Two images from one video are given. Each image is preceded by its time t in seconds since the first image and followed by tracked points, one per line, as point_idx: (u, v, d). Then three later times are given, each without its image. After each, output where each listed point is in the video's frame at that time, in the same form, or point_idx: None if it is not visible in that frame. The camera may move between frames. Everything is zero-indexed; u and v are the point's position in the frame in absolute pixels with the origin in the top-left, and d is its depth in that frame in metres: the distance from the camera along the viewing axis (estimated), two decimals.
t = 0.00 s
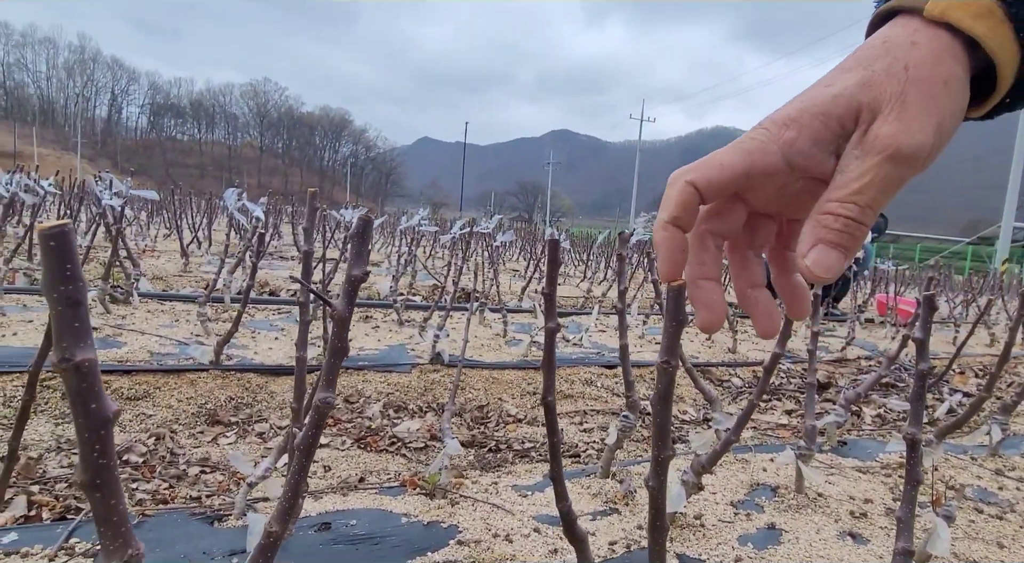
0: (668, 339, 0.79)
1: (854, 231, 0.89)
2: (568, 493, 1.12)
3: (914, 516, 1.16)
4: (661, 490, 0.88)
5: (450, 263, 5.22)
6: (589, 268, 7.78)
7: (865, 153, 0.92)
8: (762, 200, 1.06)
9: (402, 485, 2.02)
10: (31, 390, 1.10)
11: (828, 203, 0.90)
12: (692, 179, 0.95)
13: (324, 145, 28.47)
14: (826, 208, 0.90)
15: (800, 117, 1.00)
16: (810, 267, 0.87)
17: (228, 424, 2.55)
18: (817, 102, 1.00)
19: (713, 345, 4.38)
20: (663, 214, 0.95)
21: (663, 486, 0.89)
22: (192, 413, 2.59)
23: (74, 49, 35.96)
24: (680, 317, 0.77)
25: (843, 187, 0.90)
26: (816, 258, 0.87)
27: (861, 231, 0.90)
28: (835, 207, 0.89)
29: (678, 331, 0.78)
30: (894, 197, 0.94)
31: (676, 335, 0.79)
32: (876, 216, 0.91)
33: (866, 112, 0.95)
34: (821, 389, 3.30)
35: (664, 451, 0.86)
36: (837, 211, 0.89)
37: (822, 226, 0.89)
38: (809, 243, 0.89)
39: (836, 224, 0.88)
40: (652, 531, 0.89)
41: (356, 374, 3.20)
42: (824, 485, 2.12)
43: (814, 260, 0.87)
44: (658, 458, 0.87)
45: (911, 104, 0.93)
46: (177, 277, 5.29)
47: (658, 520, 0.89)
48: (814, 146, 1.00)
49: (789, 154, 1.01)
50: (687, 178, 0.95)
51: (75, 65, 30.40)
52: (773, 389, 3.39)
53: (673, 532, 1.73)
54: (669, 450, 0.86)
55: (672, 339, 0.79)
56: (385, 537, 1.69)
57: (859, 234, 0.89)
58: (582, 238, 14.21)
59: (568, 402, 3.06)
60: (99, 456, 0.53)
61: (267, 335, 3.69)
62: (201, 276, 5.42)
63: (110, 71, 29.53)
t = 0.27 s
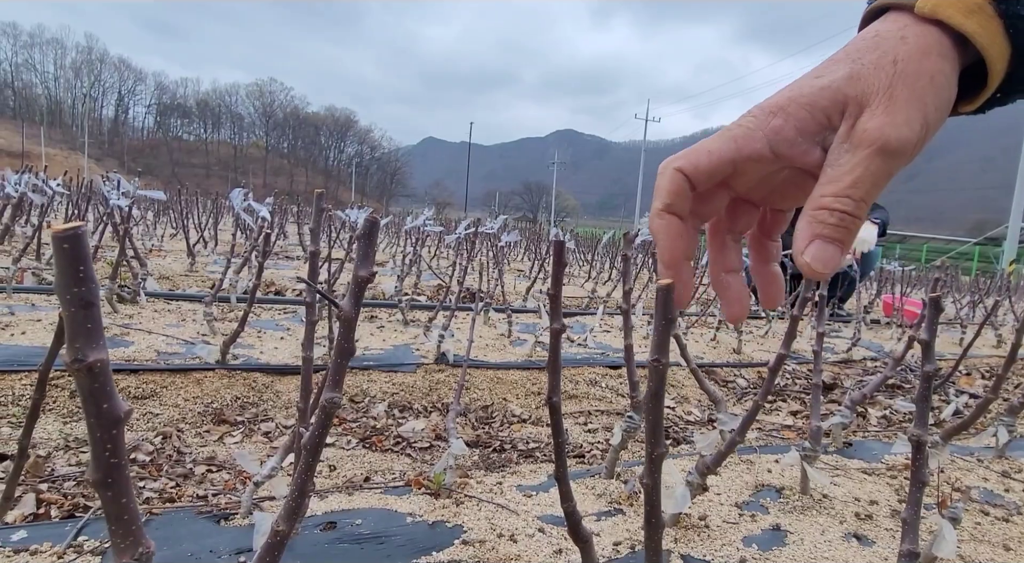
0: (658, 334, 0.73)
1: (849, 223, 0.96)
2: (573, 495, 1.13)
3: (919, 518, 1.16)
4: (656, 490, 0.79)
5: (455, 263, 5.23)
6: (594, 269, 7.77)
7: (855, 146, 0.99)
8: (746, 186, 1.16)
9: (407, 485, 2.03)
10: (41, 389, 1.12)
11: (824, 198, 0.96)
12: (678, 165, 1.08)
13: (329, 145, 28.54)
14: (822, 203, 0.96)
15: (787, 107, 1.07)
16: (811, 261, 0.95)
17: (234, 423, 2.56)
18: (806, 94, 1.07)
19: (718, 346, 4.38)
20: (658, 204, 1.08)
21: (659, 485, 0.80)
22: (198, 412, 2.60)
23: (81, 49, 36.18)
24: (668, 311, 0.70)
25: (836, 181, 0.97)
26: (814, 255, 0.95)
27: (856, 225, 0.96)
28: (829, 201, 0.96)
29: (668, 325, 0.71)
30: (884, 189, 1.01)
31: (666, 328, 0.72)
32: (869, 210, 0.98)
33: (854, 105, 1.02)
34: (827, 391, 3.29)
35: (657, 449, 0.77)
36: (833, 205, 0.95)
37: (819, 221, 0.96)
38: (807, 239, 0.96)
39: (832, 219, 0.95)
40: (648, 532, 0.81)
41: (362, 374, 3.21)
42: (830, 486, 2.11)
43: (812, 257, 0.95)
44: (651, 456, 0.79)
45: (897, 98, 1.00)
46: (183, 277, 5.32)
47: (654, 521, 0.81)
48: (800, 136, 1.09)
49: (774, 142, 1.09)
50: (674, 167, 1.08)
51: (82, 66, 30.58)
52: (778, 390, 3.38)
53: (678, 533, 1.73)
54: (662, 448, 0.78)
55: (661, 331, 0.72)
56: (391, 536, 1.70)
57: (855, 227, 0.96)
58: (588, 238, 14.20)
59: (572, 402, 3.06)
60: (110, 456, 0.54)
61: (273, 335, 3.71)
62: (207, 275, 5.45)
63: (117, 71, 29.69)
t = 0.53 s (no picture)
0: (672, 331, 0.73)
1: (860, 146, 0.95)
2: (581, 493, 1.13)
3: (930, 518, 1.15)
4: (669, 488, 0.78)
5: (462, 262, 5.24)
6: (600, 268, 7.76)
7: (862, 67, 0.99)
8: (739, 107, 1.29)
9: (414, 483, 2.03)
10: (53, 384, 1.12)
11: (835, 119, 0.95)
12: (675, 80, 1.22)
13: (336, 145, 28.63)
14: (833, 125, 0.95)
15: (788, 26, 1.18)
16: (820, 186, 0.94)
17: (242, 421, 2.58)
18: (811, 16, 1.15)
19: (726, 346, 4.36)
20: (658, 116, 1.21)
21: (672, 483, 0.79)
22: (207, 409, 2.62)
23: (92, 49, 36.47)
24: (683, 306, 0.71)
25: (848, 103, 0.95)
26: (825, 178, 0.94)
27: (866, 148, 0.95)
28: (838, 123, 0.95)
29: (682, 323, 0.72)
30: (892, 110, 1.01)
31: (680, 324, 0.73)
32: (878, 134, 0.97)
33: (855, 26, 1.05)
34: (835, 391, 3.27)
35: (670, 445, 0.77)
36: (843, 127, 0.94)
37: (830, 144, 0.94)
38: (816, 163, 0.95)
39: (842, 140, 0.94)
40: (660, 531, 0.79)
41: (369, 372, 3.22)
42: (838, 487, 2.10)
43: (823, 180, 0.94)
44: (664, 454, 0.78)
45: (908, 11, 0.98)
46: (192, 275, 5.35)
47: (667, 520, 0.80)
48: (799, 56, 1.18)
49: (769, 60, 1.21)
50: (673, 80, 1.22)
51: (93, 65, 30.81)
52: (785, 391, 3.37)
53: (685, 533, 1.72)
54: (675, 445, 0.77)
55: (676, 326, 0.73)
56: (398, 533, 1.71)
57: (864, 147, 0.95)
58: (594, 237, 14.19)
59: (579, 402, 3.06)
60: (125, 449, 0.54)
61: (281, 333, 3.73)
62: (216, 273, 5.48)
63: (127, 71, 29.90)
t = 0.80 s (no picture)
0: (690, 338, 0.74)
1: None
2: (594, 497, 1.13)
3: (945, 526, 1.14)
4: (685, 494, 0.78)
5: (470, 263, 5.25)
6: (608, 270, 7.75)
7: None
8: None
9: (424, 484, 2.04)
10: (72, 384, 1.14)
11: None
12: None
13: (344, 144, 28.72)
14: None
15: None
16: None
17: (253, 420, 2.59)
18: None
19: (734, 348, 4.35)
20: None
21: (688, 489, 0.79)
22: (218, 408, 2.64)
23: (103, 49, 36.73)
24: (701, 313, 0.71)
25: None
26: None
27: None
28: None
29: (700, 330, 0.72)
30: None
31: (699, 330, 0.73)
32: None
33: None
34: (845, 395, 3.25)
35: (687, 452, 0.77)
36: None
37: None
38: None
39: None
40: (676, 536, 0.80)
41: (378, 372, 3.23)
42: (849, 492, 2.09)
43: None
44: (680, 460, 0.78)
45: None
46: (202, 274, 5.39)
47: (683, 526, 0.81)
48: None
49: None
50: None
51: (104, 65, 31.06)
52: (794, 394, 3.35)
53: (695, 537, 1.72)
54: (692, 451, 0.78)
55: (693, 333, 0.73)
56: (409, 535, 1.71)
57: None
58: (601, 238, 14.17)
59: (587, 404, 3.05)
60: (153, 452, 0.55)
61: (290, 333, 3.75)
62: (225, 273, 5.51)
63: (138, 71, 30.11)
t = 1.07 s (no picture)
0: (700, 354, 0.73)
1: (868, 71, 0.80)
2: (602, 506, 1.13)
3: (953, 536, 1.14)
4: (696, 508, 0.78)
5: (474, 264, 5.25)
6: (611, 271, 7.75)
7: None
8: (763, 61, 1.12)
9: (430, 488, 2.05)
10: (82, 392, 1.14)
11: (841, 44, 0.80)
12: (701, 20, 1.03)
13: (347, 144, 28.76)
14: (838, 51, 0.80)
15: None
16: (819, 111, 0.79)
17: (258, 423, 2.60)
18: None
19: (738, 350, 4.35)
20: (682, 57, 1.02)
21: (698, 503, 0.79)
22: (224, 410, 2.65)
23: (107, 48, 36.86)
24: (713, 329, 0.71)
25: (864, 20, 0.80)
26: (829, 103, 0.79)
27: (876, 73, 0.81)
28: (847, 49, 0.80)
29: (711, 346, 0.72)
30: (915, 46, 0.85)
31: (711, 346, 0.72)
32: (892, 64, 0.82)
33: None
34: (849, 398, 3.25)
35: (698, 466, 0.77)
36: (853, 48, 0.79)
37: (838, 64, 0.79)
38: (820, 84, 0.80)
39: (848, 68, 0.79)
40: (686, 549, 0.80)
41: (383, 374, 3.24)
42: (855, 498, 2.09)
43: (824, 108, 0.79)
44: (691, 474, 0.78)
45: None
46: (208, 274, 5.40)
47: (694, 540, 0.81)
48: None
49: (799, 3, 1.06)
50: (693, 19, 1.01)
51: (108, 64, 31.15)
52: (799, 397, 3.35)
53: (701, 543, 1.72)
54: (703, 465, 0.77)
55: (705, 348, 0.73)
56: (415, 539, 1.72)
57: (873, 80, 0.81)
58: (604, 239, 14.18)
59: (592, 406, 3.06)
60: (171, 470, 0.55)
61: (295, 334, 3.77)
62: (231, 273, 5.53)
63: (142, 70, 30.20)
